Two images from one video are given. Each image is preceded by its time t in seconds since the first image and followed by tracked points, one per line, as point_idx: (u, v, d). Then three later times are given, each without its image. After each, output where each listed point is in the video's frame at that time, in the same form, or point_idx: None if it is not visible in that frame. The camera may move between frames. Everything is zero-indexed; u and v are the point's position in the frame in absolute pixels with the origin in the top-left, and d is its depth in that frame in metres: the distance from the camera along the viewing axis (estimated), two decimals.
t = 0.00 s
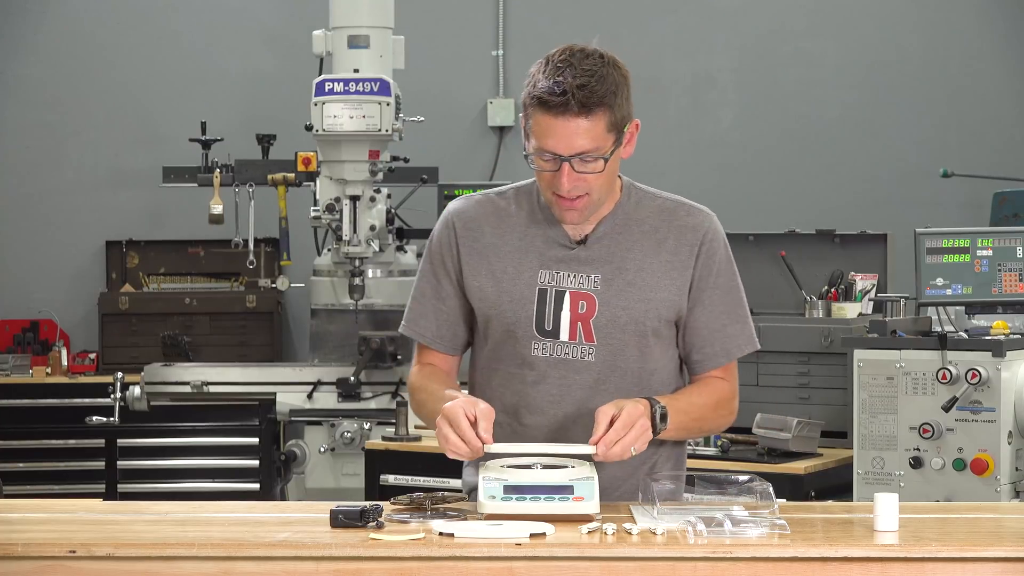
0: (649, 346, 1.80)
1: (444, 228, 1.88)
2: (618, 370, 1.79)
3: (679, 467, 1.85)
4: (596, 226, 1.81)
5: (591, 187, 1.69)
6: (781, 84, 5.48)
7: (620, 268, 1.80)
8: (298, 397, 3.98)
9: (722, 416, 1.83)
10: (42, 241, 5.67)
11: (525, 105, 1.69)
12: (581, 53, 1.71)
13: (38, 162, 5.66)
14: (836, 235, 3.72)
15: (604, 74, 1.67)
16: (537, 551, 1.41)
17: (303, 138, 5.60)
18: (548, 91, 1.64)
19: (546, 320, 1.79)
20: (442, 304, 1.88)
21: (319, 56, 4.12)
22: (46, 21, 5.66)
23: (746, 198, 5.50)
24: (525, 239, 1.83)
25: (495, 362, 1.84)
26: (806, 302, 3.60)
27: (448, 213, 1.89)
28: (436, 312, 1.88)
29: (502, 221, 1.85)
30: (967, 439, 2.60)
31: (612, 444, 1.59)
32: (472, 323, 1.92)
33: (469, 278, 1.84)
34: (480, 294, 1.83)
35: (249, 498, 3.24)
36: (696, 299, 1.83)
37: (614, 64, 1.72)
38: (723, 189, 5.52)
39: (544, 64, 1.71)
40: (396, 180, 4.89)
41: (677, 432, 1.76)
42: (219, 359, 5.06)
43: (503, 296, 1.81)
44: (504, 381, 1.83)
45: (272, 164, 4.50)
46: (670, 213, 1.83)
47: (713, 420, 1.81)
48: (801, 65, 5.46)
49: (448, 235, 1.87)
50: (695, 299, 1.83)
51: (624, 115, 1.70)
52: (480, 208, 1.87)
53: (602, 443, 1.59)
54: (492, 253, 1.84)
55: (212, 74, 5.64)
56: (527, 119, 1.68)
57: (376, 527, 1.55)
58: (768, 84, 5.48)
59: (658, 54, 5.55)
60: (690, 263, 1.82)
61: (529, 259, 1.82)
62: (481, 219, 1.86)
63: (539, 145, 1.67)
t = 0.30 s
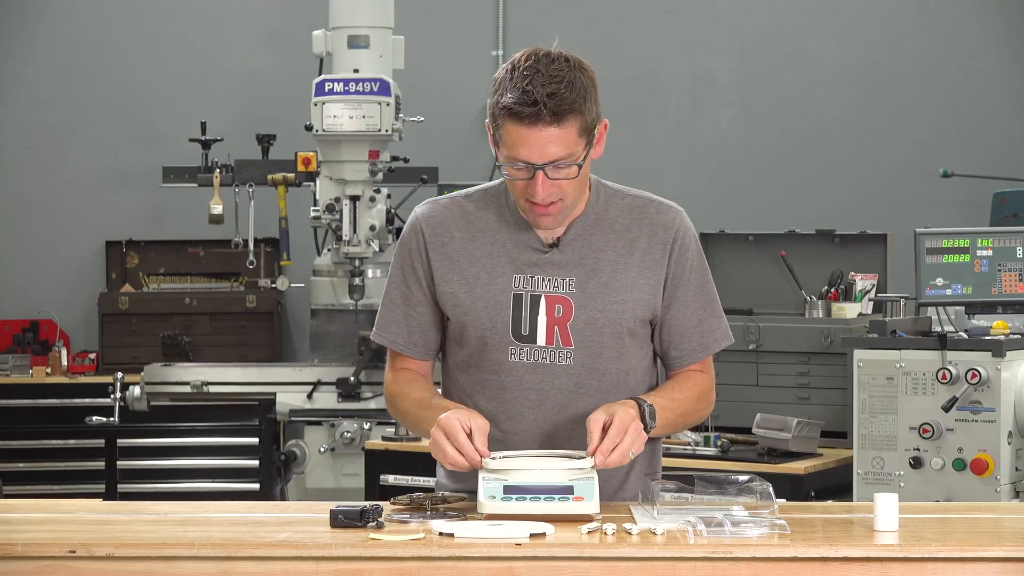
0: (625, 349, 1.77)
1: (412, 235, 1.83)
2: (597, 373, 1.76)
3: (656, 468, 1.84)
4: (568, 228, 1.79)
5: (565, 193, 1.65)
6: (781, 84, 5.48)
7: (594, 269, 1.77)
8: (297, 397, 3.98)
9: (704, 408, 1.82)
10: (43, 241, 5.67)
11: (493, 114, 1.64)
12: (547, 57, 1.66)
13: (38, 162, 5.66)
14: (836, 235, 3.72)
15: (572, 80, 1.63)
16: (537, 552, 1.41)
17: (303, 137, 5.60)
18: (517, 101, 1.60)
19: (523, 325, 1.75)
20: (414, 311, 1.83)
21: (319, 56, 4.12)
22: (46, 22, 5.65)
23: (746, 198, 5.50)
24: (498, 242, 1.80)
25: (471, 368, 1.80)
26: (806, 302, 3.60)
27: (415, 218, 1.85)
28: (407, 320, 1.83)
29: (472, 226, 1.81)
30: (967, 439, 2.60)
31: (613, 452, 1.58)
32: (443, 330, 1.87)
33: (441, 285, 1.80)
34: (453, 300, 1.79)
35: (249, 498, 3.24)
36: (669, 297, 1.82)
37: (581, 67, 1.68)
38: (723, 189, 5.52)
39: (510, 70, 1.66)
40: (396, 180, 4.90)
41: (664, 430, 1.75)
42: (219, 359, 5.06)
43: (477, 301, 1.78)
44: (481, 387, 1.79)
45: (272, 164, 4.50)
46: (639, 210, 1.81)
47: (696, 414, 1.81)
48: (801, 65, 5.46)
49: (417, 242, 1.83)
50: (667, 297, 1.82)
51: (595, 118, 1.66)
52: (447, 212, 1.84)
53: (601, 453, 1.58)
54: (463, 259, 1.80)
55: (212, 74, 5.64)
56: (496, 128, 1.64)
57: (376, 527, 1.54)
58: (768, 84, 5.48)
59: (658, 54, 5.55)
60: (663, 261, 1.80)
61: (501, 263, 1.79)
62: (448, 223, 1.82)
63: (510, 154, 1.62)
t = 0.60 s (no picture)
0: (620, 348, 1.77)
1: (406, 235, 1.82)
2: (592, 373, 1.76)
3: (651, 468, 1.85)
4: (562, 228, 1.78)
5: (559, 194, 1.65)
6: (781, 84, 5.48)
7: (588, 269, 1.77)
8: (298, 397, 3.98)
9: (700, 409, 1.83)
10: (42, 241, 5.67)
11: (486, 116, 1.64)
12: (538, 58, 1.66)
13: (38, 162, 5.66)
14: (836, 235, 3.72)
15: (564, 80, 1.62)
16: (537, 552, 1.41)
17: (303, 138, 5.60)
18: (511, 103, 1.59)
19: (517, 325, 1.75)
20: (408, 311, 1.83)
21: (319, 56, 4.12)
22: (46, 22, 5.65)
23: (746, 198, 5.50)
24: (492, 241, 1.79)
25: (466, 368, 1.80)
26: (806, 302, 3.60)
27: (408, 218, 1.84)
28: (404, 322, 1.83)
29: (465, 226, 1.81)
30: (967, 439, 2.60)
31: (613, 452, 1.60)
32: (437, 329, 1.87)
33: (435, 285, 1.79)
34: (447, 300, 1.78)
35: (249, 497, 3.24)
36: (662, 297, 1.82)
37: (573, 68, 1.67)
38: (723, 189, 5.52)
39: (502, 72, 1.65)
40: (396, 179, 4.90)
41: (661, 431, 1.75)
42: (219, 359, 5.06)
43: (472, 301, 1.77)
44: (476, 387, 1.79)
45: (272, 164, 4.50)
46: (633, 210, 1.81)
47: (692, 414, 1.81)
48: (801, 65, 5.46)
49: (411, 242, 1.82)
50: (661, 296, 1.82)
51: (588, 118, 1.65)
52: (440, 212, 1.83)
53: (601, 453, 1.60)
54: (457, 259, 1.79)
55: (211, 74, 5.64)
56: (489, 130, 1.63)
57: (376, 527, 1.54)
58: (768, 84, 5.48)
59: (658, 54, 5.55)
60: (657, 261, 1.80)
61: (496, 263, 1.78)
62: (442, 223, 1.81)
63: (504, 156, 1.62)
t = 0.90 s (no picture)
0: (627, 346, 1.77)
1: (412, 231, 1.82)
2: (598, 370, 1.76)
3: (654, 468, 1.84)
4: (569, 226, 1.78)
5: (571, 187, 1.65)
6: (781, 84, 5.48)
7: (595, 267, 1.77)
8: (298, 397, 3.98)
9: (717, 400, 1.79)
10: (42, 241, 5.67)
11: (499, 106, 1.64)
12: (551, 51, 1.67)
13: (38, 162, 5.66)
14: (836, 235, 3.72)
15: (579, 71, 1.64)
16: (537, 552, 1.40)
17: (303, 138, 5.60)
18: (527, 91, 1.60)
19: (523, 322, 1.75)
20: (415, 306, 1.80)
21: (319, 56, 4.12)
22: (46, 22, 5.65)
23: (746, 198, 5.50)
24: (498, 239, 1.79)
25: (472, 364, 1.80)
26: (806, 302, 3.60)
27: (415, 215, 1.83)
28: (402, 315, 1.79)
29: (472, 223, 1.80)
30: (967, 439, 2.60)
31: (583, 403, 1.57)
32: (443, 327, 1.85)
33: (441, 281, 1.79)
34: (454, 296, 1.78)
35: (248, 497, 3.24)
36: (671, 294, 1.80)
37: (585, 61, 1.69)
38: (723, 189, 5.52)
39: (516, 63, 1.67)
40: (396, 180, 4.90)
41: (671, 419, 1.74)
42: (219, 359, 5.06)
43: (478, 298, 1.77)
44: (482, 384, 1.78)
45: (272, 164, 4.50)
46: (640, 209, 1.81)
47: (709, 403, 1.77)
48: (801, 65, 5.46)
49: (418, 238, 1.81)
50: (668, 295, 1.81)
51: (601, 111, 1.67)
52: (447, 210, 1.82)
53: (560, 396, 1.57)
54: (464, 255, 1.79)
55: (211, 74, 5.64)
56: (503, 120, 1.64)
57: (376, 527, 1.54)
58: (768, 84, 5.48)
59: (658, 54, 5.55)
60: (664, 260, 1.79)
61: (502, 260, 1.78)
62: (448, 221, 1.81)
63: (518, 146, 1.63)
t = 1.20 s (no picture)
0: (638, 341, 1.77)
1: (426, 227, 1.82)
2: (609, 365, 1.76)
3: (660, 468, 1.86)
4: (582, 222, 1.79)
5: (585, 180, 1.66)
6: (781, 84, 5.48)
7: (607, 263, 1.77)
8: (298, 397, 3.99)
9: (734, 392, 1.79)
10: (42, 242, 5.67)
11: (515, 99, 1.66)
12: (568, 45, 1.69)
13: (38, 162, 5.66)
14: (836, 235, 3.72)
15: (596, 65, 1.65)
16: (537, 552, 1.41)
17: (303, 138, 5.60)
18: (545, 83, 1.62)
19: (535, 314, 1.75)
20: (427, 302, 1.81)
21: (319, 56, 4.12)
22: (46, 22, 5.65)
23: (746, 198, 5.50)
24: (511, 234, 1.79)
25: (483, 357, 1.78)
26: (806, 302, 3.60)
27: (429, 212, 1.84)
28: (414, 311, 1.80)
29: (484, 219, 1.80)
30: (967, 439, 2.60)
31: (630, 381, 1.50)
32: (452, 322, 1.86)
33: (454, 274, 1.79)
34: (466, 289, 1.78)
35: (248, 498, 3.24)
36: (684, 293, 1.81)
37: (601, 57, 1.70)
38: (723, 189, 5.52)
39: (533, 57, 1.68)
40: (396, 179, 4.90)
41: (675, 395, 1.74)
42: (219, 359, 5.06)
43: (489, 290, 1.77)
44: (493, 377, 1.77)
45: (272, 164, 4.50)
46: (653, 208, 1.81)
47: (724, 392, 1.77)
48: (801, 65, 5.46)
49: (431, 235, 1.81)
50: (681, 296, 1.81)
51: (617, 106, 1.68)
52: (460, 206, 1.83)
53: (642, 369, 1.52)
54: (476, 250, 1.79)
55: (211, 74, 5.64)
56: (519, 113, 1.65)
57: (376, 527, 1.54)
58: (768, 84, 5.48)
59: (658, 54, 5.55)
60: (676, 259, 1.79)
61: (514, 254, 1.78)
62: (461, 217, 1.81)
63: (534, 138, 1.64)
